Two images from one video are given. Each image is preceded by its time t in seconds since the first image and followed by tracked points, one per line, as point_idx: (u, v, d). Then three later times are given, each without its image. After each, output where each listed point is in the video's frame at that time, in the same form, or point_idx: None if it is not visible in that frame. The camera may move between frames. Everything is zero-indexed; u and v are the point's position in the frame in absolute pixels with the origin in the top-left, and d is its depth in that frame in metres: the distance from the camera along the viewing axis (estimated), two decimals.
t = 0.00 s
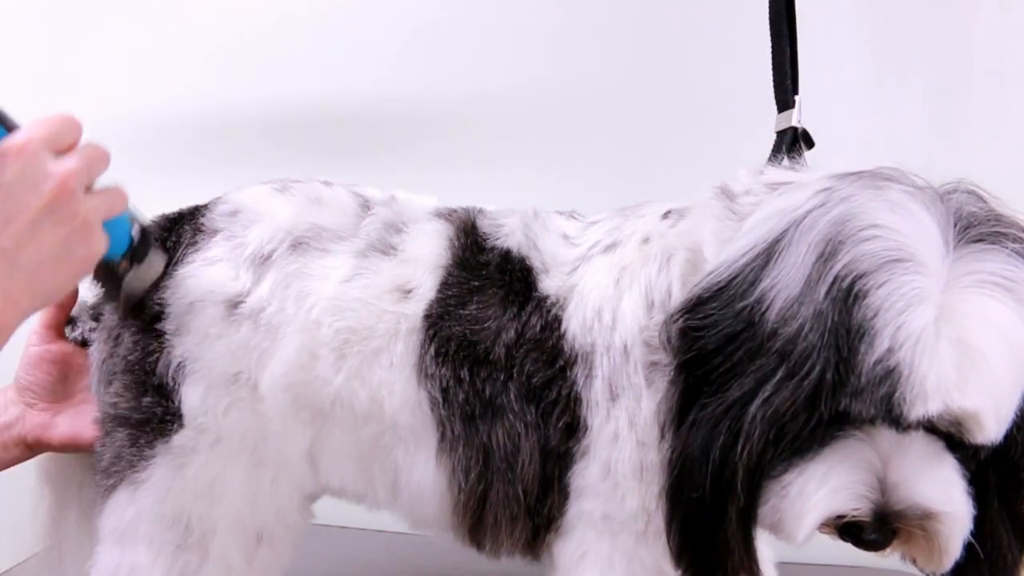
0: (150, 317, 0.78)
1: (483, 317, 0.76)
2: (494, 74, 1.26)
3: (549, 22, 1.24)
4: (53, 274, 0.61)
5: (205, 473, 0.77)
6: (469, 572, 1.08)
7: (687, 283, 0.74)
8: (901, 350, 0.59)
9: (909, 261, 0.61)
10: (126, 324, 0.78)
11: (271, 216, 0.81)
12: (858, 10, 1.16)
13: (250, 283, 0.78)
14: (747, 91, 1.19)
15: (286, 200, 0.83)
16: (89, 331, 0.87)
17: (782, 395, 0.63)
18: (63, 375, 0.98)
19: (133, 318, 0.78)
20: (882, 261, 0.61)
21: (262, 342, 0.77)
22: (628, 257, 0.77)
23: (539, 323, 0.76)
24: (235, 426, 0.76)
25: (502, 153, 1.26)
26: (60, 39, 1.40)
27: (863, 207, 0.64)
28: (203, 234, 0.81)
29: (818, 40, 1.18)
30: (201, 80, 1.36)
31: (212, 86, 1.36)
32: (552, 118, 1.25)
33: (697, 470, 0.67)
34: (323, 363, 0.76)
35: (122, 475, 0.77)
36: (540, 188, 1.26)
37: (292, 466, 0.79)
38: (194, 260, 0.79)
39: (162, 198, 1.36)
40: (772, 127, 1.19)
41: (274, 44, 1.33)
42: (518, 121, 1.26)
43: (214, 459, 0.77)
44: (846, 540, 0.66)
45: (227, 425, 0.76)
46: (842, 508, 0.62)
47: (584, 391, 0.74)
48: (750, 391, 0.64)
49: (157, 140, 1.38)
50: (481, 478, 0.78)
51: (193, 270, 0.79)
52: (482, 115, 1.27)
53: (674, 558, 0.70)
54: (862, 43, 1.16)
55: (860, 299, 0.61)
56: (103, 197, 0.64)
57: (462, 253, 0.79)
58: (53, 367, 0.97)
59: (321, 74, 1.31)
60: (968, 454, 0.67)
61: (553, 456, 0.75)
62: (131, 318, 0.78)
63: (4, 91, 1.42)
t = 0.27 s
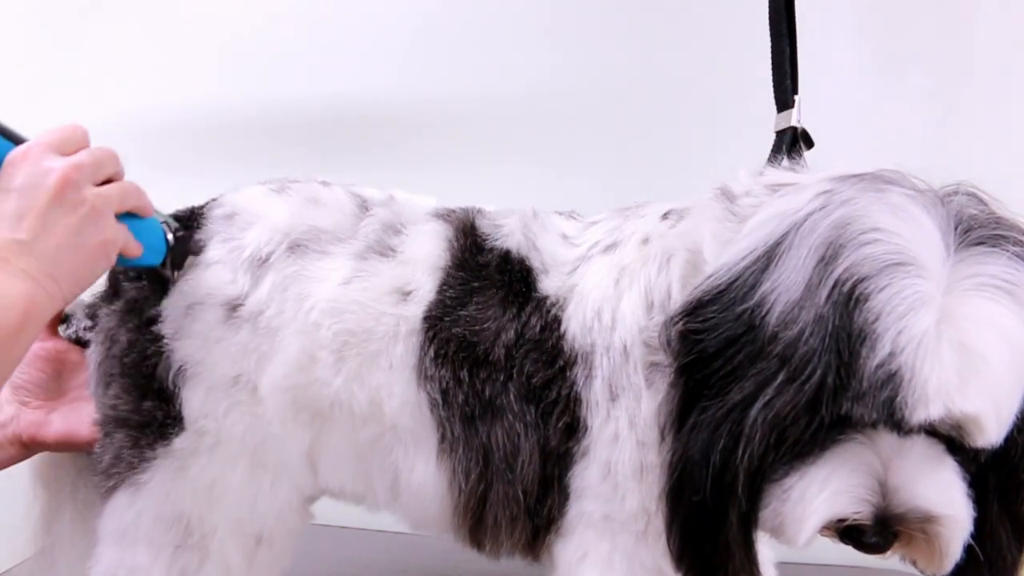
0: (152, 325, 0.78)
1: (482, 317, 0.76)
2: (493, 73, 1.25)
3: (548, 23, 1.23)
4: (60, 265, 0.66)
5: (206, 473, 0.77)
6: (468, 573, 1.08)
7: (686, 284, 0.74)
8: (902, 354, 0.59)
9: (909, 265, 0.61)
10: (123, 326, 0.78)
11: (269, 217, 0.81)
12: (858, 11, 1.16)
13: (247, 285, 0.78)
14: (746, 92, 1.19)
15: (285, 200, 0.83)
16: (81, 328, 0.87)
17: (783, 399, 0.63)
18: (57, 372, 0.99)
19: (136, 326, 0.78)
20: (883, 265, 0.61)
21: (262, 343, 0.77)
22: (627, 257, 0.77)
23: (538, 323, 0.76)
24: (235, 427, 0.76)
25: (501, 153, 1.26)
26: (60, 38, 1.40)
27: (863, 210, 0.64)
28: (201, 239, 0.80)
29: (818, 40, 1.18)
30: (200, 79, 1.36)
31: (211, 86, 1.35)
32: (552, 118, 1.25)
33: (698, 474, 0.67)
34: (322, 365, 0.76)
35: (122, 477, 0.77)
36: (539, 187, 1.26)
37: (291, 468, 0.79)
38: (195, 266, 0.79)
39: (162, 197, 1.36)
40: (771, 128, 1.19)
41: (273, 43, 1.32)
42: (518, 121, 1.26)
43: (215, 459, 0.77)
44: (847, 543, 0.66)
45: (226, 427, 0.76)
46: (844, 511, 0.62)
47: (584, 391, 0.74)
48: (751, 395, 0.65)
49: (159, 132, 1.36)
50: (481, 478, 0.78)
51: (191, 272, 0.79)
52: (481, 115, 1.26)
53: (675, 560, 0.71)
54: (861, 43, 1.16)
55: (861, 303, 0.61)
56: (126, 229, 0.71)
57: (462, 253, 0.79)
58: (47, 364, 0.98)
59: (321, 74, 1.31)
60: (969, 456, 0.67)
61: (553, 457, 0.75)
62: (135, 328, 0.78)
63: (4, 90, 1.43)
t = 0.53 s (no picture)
0: (155, 322, 0.79)
1: (484, 317, 0.76)
2: (494, 73, 1.25)
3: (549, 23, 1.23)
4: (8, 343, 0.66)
5: (211, 472, 0.77)
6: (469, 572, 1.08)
7: (687, 284, 0.74)
8: (902, 354, 0.59)
9: (909, 264, 0.61)
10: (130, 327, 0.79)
11: (273, 217, 0.81)
12: (859, 11, 1.15)
13: (252, 284, 0.78)
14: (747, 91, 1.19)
15: (288, 200, 0.83)
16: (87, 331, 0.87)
17: (782, 398, 0.63)
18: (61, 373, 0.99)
19: (142, 326, 0.79)
20: (883, 265, 0.61)
21: (266, 343, 0.77)
22: (629, 257, 0.77)
23: (540, 323, 0.76)
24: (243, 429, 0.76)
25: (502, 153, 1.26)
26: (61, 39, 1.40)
27: (862, 210, 0.64)
28: (206, 237, 0.82)
29: (819, 39, 1.18)
30: (201, 80, 1.36)
31: (212, 86, 1.36)
32: (553, 118, 1.25)
33: (698, 474, 0.67)
34: (325, 364, 0.76)
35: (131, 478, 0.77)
36: (541, 187, 1.26)
37: (294, 467, 0.79)
38: (197, 263, 0.80)
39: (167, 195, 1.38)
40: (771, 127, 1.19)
41: (275, 44, 1.32)
42: (518, 121, 1.26)
43: (218, 458, 0.77)
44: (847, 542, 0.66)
45: (234, 426, 0.76)
46: (845, 511, 0.62)
47: (586, 391, 0.74)
48: (751, 395, 0.65)
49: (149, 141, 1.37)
50: (482, 477, 0.78)
51: (197, 272, 0.80)
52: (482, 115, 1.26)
53: (676, 560, 0.71)
54: (862, 43, 1.16)
55: (860, 302, 0.61)
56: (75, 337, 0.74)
57: (464, 253, 0.79)
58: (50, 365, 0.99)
59: (322, 74, 1.31)
60: (969, 456, 0.66)
61: (554, 456, 0.75)
62: (139, 328, 0.79)
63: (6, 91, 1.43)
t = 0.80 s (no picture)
0: (147, 317, 0.78)
1: (482, 317, 0.77)
2: (493, 72, 1.25)
3: (548, 22, 1.23)
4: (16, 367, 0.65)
5: (206, 471, 0.77)
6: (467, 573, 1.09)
7: (686, 284, 0.74)
8: (901, 356, 0.59)
9: (908, 267, 0.61)
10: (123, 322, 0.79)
11: (271, 216, 0.81)
12: (858, 11, 1.16)
13: (248, 283, 0.78)
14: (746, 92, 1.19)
15: (286, 199, 0.83)
16: (89, 337, 0.86)
17: (782, 400, 0.63)
18: (62, 375, 0.99)
19: (133, 317, 0.79)
20: (882, 267, 0.61)
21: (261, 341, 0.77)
22: (627, 257, 0.77)
23: (538, 323, 0.76)
24: (235, 427, 0.76)
25: (500, 152, 1.26)
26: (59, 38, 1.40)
27: (862, 212, 0.64)
28: (203, 234, 0.81)
29: (818, 40, 1.18)
30: (200, 79, 1.36)
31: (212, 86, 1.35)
32: (552, 117, 1.25)
33: (697, 475, 0.67)
34: (321, 364, 0.77)
35: (123, 475, 0.77)
36: (539, 187, 1.26)
37: (291, 466, 0.79)
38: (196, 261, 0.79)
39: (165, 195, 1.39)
40: (769, 126, 1.19)
41: (274, 43, 1.32)
42: (517, 121, 1.26)
43: (215, 458, 0.77)
44: (846, 543, 0.66)
45: (226, 424, 0.76)
46: (844, 512, 0.63)
47: (584, 391, 0.74)
48: (750, 397, 0.65)
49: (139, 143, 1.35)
50: (480, 478, 0.78)
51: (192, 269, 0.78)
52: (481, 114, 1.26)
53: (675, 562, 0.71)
54: (861, 44, 1.16)
55: (860, 305, 0.61)
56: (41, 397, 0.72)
57: (461, 253, 0.79)
58: (52, 367, 0.98)
59: (321, 74, 1.31)
60: (968, 458, 0.66)
61: (552, 456, 0.75)
62: (132, 319, 0.79)
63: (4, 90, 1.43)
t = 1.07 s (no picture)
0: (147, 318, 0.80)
1: (481, 317, 0.77)
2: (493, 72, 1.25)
3: (548, 23, 1.23)
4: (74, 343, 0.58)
5: (201, 474, 0.77)
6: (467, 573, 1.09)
7: (685, 284, 0.74)
8: (895, 358, 0.59)
9: (904, 268, 0.61)
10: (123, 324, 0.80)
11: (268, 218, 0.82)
12: (858, 11, 1.16)
13: (246, 283, 0.79)
14: (745, 92, 1.19)
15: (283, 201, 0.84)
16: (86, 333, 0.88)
17: (776, 401, 0.63)
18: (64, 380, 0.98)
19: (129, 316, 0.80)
20: (877, 269, 0.62)
21: (258, 342, 0.77)
22: (626, 257, 0.77)
23: (538, 323, 0.76)
24: (232, 426, 0.77)
25: (500, 152, 1.26)
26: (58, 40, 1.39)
27: (858, 213, 0.64)
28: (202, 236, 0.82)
29: (816, 42, 1.18)
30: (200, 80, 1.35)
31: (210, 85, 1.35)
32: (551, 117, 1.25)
33: (693, 475, 0.67)
34: (319, 362, 0.77)
35: (122, 475, 0.78)
36: (539, 188, 1.26)
37: (289, 467, 0.79)
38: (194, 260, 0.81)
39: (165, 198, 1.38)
40: (768, 126, 1.19)
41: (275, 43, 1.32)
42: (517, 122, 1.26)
43: (211, 459, 0.77)
44: (840, 545, 0.66)
45: (223, 424, 0.77)
46: (838, 513, 0.63)
47: (584, 390, 0.75)
48: (746, 397, 0.65)
49: (127, 148, 1.34)
50: (477, 477, 0.78)
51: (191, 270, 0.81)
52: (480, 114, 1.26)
53: (671, 562, 0.71)
54: (859, 45, 1.16)
55: (854, 306, 0.62)
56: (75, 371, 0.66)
57: (461, 250, 0.79)
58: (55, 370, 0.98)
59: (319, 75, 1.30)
60: (964, 459, 0.67)
61: (552, 456, 0.76)
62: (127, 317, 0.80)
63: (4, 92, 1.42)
